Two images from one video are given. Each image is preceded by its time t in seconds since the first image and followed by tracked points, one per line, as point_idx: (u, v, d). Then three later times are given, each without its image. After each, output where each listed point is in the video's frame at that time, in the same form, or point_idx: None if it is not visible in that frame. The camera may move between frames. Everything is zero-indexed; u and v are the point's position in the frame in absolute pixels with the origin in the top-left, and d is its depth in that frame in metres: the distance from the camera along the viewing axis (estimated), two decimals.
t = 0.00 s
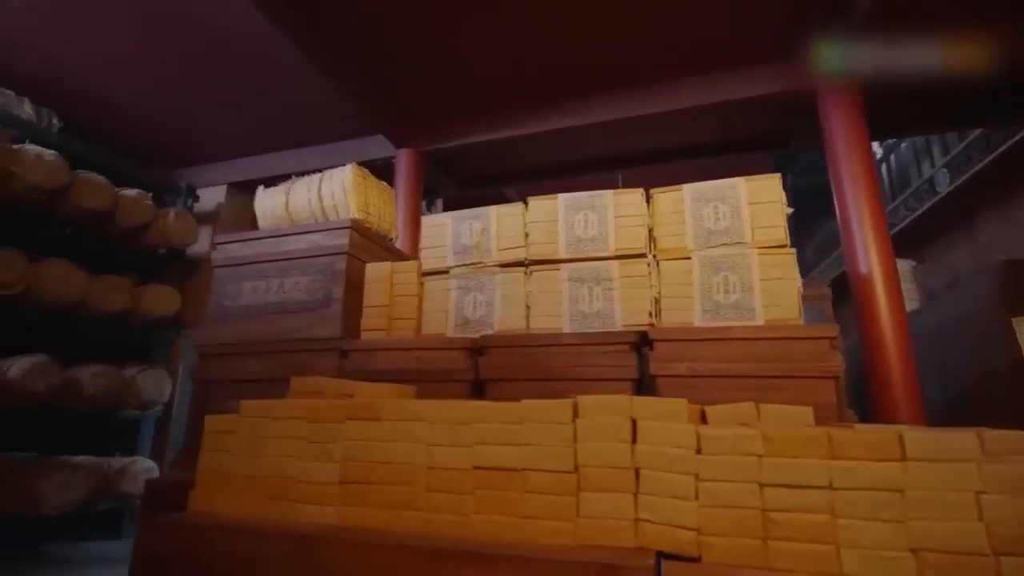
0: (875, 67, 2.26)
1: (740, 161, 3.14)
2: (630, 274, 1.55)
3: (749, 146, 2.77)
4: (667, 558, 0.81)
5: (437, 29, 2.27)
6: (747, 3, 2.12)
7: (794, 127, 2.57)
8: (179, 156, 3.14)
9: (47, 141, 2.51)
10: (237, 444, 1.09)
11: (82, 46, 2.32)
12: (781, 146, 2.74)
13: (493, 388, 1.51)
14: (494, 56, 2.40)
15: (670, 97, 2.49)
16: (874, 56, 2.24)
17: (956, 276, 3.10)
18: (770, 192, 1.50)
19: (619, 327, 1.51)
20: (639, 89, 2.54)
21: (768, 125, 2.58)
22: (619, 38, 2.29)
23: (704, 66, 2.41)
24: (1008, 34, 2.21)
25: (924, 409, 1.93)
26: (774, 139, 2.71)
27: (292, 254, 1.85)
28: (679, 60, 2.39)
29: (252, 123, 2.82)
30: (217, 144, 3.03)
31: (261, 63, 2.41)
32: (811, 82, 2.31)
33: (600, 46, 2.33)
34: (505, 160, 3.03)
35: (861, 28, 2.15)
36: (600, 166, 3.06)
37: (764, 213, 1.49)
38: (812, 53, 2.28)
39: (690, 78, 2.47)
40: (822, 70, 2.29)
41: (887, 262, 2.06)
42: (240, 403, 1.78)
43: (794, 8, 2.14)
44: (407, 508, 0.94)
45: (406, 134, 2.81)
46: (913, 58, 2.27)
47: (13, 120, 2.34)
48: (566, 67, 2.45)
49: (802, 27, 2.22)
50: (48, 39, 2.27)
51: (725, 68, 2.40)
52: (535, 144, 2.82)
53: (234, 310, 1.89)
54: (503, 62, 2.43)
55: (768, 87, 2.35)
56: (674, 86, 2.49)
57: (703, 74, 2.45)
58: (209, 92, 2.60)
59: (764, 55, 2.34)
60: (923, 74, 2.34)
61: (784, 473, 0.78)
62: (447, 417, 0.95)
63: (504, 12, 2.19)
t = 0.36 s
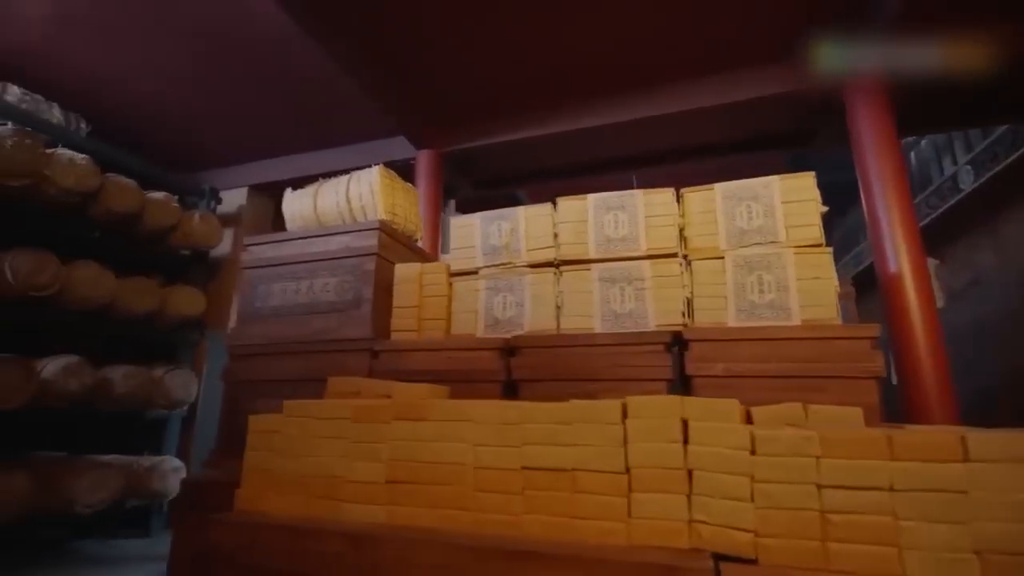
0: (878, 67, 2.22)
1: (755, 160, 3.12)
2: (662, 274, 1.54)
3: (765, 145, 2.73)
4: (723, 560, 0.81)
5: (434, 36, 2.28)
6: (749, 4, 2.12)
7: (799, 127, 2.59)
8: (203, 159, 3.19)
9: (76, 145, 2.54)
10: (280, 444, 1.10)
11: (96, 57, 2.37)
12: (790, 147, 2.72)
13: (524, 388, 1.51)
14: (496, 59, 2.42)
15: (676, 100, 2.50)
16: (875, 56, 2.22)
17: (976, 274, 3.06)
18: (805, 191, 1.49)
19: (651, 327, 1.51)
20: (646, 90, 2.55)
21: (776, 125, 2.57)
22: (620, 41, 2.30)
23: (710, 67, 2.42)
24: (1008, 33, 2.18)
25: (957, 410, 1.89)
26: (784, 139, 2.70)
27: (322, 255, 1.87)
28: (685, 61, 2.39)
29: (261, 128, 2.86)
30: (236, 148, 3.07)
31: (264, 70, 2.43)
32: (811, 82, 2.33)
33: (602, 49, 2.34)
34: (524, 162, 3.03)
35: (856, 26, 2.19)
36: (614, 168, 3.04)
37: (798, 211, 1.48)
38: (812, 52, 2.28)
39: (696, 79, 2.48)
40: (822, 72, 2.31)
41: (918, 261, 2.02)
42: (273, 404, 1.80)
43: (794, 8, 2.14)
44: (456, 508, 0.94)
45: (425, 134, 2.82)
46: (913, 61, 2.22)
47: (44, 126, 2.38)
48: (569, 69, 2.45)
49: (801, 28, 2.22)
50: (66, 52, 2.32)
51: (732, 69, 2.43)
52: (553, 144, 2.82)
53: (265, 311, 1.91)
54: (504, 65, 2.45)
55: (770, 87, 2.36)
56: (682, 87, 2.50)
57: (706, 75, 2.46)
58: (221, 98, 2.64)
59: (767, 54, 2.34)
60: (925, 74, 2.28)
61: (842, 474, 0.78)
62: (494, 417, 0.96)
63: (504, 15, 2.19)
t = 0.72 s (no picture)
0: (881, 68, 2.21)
1: (766, 159, 3.09)
2: (693, 273, 1.53)
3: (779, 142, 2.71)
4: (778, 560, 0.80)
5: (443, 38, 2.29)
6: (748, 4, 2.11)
7: (804, 125, 2.58)
8: (222, 162, 3.23)
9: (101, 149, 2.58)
10: (321, 444, 1.11)
11: (104, 65, 2.41)
12: (797, 145, 2.72)
13: (554, 388, 1.51)
14: (508, 60, 2.41)
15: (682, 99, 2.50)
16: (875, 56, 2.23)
17: (997, 272, 3.00)
18: (838, 188, 1.48)
19: (682, 326, 1.50)
20: (651, 91, 2.54)
21: (782, 124, 2.56)
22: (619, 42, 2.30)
23: (706, 68, 2.42)
24: (1008, 32, 2.12)
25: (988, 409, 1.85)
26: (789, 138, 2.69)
27: (349, 255, 1.88)
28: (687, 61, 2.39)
29: (275, 130, 2.88)
30: (251, 151, 3.10)
31: (271, 74, 2.45)
32: (811, 82, 2.34)
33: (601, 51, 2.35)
34: (541, 162, 3.02)
35: (855, 26, 2.19)
36: (626, 168, 3.03)
37: (832, 209, 1.47)
38: (811, 52, 2.29)
39: (699, 81, 2.47)
40: (823, 71, 2.32)
41: (947, 257, 1.98)
42: (303, 405, 1.81)
43: (794, 7, 2.13)
44: (503, 508, 0.94)
45: (441, 134, 2.82)
46: (908, 60, 2.19)
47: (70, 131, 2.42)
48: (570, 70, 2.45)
49: (801, 28, 2.21)
50: (78, 60, 2.37)
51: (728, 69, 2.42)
52: (569, 145, 2.81)
53: (292, 311, 1.93)
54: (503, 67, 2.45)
55: (777, 87, 2.35)
56: (687, 87, 2.49)
57: (707, 76, 2.45)
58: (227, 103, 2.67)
59: (767, 54, 2.33)
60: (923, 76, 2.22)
61: (899, 473, 0.78)
62: (539, 417, 0.96)
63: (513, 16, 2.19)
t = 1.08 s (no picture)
0: (879, 69, 2.24)
1: (776, 159, 3.07)
2: (724, 272, 1.52)
3: (792, 141, 2.71)
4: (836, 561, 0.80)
5: (452, 40, 2.30)
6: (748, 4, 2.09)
7: (805, 125, 2.60)
8: (241, 164, 3.26)
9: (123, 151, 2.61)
10: (363, 444, 1.12)
11: (115, 72, 2.45)
12: (799, 144, 2.73)
13: (586, 388, 1.50)
14: (516, 62, 2.42)
15: (693, 99, 2.50)
16: (874, 58, 2.23)
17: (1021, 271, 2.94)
18: (873, 186, 1.46)
19: (714, 326, 1.49)
20: (658, 91, 2.54)
21: (786, 124, 2.57)
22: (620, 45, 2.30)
23: (704, 70, 2.42)
24: (1008, 32, 2.10)
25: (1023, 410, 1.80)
26: (791, 138, 2.70)
27: (376, 255, 1.89)
28: (689, 63, 2.38)
29: (290, 131, 2.90)
30: (266, 153, 3.14)
31: (282, 78, 2.47)
32: (811, 82, 2.35)
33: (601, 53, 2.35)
34: (557, 163, 3.02)
35: (855, 26, 2.18)
36: (639, 168, 3.02)
37: (867, 207, 1.45)
38: (811, 53, 2.29)
39: (702, 83, 2.47)
40: (823, 71, 2.33)
41: (978, 256, 1.94)
42: (331, 406, 1.81)
43: (794, 8, 2.12)
44: (549, 508, 0.94)
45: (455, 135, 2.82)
46: (906, 61, 2.19)
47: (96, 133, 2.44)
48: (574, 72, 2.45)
49: (800, 28, 2.20)
50: (92, 67, 2.41)
51: (730, 71, 2.42)
52: (586, 145, 2.81)
53: (319, 311, 1.94)
54: (502, 69, 2.45)
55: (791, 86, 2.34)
56: (692, 88, 2.49)
57: (709, 77, 2.45)
58: (236, 107, 2.70)
59: (768, 55, 2.32)
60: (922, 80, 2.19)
61: (957, 474, 0.77)
62: (585, 417, 0.96)
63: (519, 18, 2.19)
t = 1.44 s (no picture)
0: (878, 68, 2.24)
1: (775, 159, 3.11)
2: (756, 270, 1.51)
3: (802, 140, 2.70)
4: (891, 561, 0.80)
5: (457, 42, 2.30)
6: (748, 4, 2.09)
7: (803, 126, 2.60)
8: (259, 165, 3.29)
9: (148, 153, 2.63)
10: (403, 444, 1.12)
11: (137, 77, 2.48)
12: (799, 144, 2.73)
13: (617, 387, 1.50)
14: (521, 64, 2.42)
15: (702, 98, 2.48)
16: (875, 56, 2.23)
17: None
18: (909, 182, 1.44)
19: (746, 324, 1.48)
20: (667, 91, 2.53)
21: (794, 123, 2.56)
22: (620, 45, 2.28)
23: (704, 71, 2.41)
24: (1008, 32, 2.04)
25: None
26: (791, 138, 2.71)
27: (402, 255, 1.89)
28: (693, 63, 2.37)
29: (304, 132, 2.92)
30: (283, 154, 3.16)
31: (291, 81, 2.49)
32: (811, 82, 2.33)
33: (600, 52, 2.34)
34: (573, 162, 3.01)
35: (854, 26, 2.17)
36: (653, 166, 3.00)
37: (903, 204, 1.44)
38: (811, 53, 2.27)
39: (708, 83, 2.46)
40: (823, 72, 2.31)
41: (1009, 252, 1.90)
42: (358, 404, 1.82)
43: (794, 7, 2.10)
44: (595, 507, 0.94)
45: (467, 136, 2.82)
46: (907, 60, 2.20)
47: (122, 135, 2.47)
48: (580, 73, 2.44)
49: (800, 28, 2.19)
50: (116, 72, 2.45)
51: (729, 72, 2.41)
52: (601, 144, 2.79)
53: (345, 311, 1.95)
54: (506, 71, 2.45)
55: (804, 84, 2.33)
56: (698, 89, 2.48)
57: (710, 79, 2.44)
58: (247, 109, 2.71)
59: (768, 55, 2.31)
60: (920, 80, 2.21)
61: (1019, 473, 0.76)
62: (630, 417, 0.95)
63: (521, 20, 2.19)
